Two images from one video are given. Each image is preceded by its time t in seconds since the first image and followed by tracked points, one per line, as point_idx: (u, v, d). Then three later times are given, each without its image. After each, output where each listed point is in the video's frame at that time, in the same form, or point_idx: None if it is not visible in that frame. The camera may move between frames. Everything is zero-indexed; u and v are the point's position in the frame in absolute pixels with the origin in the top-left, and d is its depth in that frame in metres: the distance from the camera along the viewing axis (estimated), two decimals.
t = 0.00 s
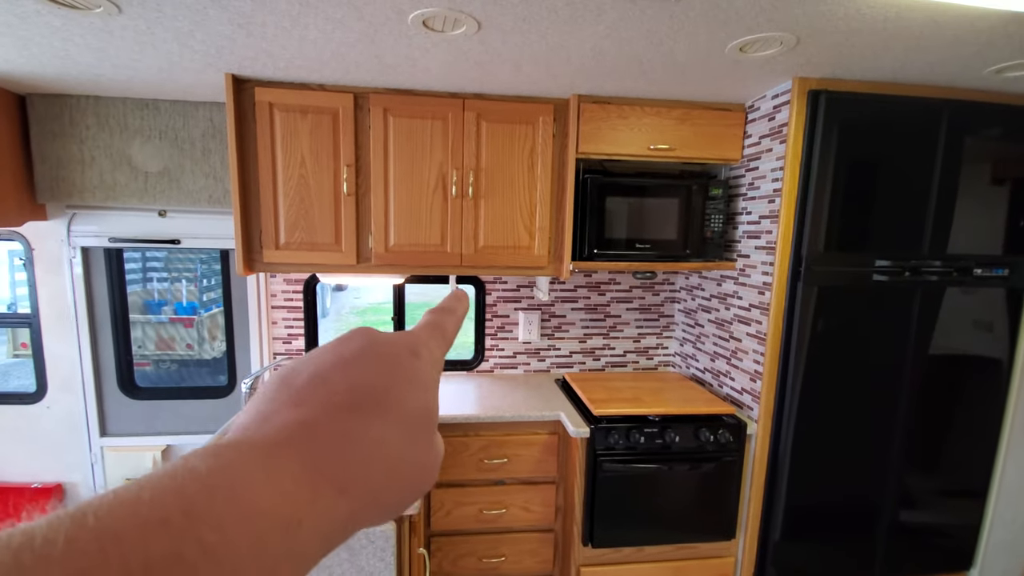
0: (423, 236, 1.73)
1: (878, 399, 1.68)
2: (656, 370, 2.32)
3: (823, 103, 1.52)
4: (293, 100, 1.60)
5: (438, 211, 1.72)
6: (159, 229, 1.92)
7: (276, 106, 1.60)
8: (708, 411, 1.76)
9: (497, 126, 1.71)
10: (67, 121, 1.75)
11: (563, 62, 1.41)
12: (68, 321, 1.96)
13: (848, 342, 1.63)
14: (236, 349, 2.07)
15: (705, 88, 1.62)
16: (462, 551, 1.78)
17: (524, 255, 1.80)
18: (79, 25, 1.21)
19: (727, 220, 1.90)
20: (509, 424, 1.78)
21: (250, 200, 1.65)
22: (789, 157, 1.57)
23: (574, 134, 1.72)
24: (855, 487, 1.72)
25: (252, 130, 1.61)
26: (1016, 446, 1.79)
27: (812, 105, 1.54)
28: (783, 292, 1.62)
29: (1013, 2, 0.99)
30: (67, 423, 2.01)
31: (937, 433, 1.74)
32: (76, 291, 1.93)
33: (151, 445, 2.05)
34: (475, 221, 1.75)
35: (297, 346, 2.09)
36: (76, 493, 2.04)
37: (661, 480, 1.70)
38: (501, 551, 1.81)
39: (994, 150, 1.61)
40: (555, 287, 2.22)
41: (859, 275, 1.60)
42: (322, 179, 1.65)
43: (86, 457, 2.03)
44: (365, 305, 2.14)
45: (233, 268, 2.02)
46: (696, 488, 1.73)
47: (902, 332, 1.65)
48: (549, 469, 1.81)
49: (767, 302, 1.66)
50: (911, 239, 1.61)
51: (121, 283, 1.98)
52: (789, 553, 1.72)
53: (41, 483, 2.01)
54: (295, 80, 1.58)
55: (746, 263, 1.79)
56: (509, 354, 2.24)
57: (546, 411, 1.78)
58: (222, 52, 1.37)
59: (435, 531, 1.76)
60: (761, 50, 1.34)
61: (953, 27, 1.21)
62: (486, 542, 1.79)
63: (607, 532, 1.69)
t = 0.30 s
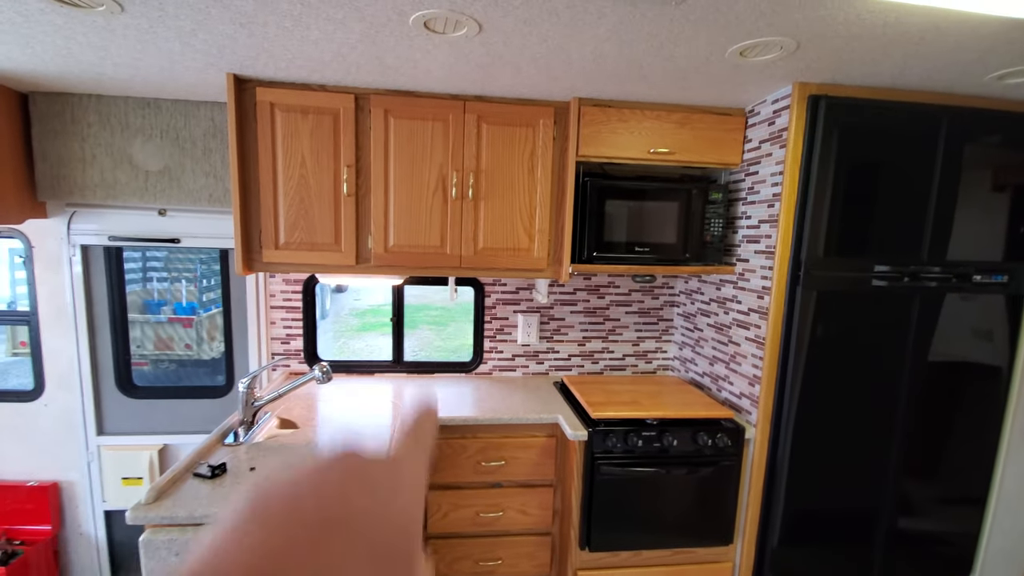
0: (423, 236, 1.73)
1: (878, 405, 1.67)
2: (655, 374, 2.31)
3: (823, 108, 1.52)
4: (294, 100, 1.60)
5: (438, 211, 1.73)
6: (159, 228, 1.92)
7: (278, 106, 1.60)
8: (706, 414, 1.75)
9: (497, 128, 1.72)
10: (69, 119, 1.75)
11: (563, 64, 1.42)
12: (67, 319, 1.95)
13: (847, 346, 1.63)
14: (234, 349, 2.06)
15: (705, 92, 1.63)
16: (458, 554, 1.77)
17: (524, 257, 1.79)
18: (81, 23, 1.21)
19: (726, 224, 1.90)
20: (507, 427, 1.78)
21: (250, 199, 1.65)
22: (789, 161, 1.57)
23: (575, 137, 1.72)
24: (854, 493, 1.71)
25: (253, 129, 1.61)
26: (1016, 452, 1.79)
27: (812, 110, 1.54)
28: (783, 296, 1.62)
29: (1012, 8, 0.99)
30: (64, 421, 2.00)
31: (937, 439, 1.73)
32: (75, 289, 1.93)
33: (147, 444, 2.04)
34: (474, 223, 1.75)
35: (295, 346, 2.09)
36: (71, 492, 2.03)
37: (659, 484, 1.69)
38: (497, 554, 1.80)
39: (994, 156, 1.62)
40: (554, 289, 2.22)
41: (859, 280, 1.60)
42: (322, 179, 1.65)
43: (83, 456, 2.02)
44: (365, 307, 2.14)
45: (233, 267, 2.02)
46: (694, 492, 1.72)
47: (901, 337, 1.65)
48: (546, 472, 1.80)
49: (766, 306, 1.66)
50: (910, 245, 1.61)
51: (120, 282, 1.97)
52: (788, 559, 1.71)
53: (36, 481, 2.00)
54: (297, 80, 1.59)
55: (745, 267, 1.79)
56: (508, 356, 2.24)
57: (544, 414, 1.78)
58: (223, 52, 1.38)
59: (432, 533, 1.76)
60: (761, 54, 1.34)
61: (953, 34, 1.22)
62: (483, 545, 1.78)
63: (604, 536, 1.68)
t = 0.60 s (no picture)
0: (421, 238, 1.72)
1: (878, 409, 1.66)
2: (654, 377, 2.30)
3: (824, 111, 1.52)
4: (293, 100, 1.60)
5: (437, 213, 1.72)
6: (158, 228, 1.92)
7: (277, 106, 1.60)
8: (706, 418, 1.74)
9: (497, 129, 1.71)
10: (68, 118, 1.75)
11: (563, 66, 1.41)
12: (64, 318, 1.94)
13: (848, 350, 1.62)
14: (232, 349, 2.06)
15: (706, 94, 1.62)
16: (455, 557, 1.76)
17: (523, 259, 1.79)
18: (78, 22, 1.21)
19: (727, 227, 1.89)
20: (505, 429, 1.77)
21: (248, 199, 1.64)
22: (790, 164, 1.57)
23: (575, 138, 1.72)
24: (854, 498, 1.69)
25: (252, 129, 1.61)
26: (1016, 458, 1.77)
27: (813, 113, 1.54)
28: (783, 300, 1.61)
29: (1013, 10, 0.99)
30: (60, 422, 1.99)
31: (937, 444, 1.72)
32: (72, 289, 1.92)
33: (143, 445, 2.03)
34: (473, 224, 1.74)
35: (293, 347, 2.09)
36: (66, 492, 2.02)
37: (657, 488, 1.68)
38: (494, 558, 1.79)
39: (994, 160, 1.61)
40: (553, 291, 2.21)
41: (859, 284, 1.59)
42: (321, 180, 1.65)
43: (78, 456, 2.01)
44: (365, 308, 2.13)
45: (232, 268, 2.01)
46: (693, 497, 1.71)
47: (901, 341, 1.64)
48: (544, 475, 1.79)
49: (766, 309, 1.65)
50: (911, 249, 1.60)
51: (118, 282, 1.97)
52: (787, 565, 1.69)
53: (31, 482, 1.99)
54: (296, 81, 1.59)
55: (745, 270, 1.78)
56: (507, 358, 2.23)
57: (543, 417, 1.77)
58: (222, 51, 1.37)
59: (428, 536, 1.74)
60: (761, 56, 1.34)
61: (954, 37, 1.21)
62: (480, 549, 1.77)
63: (602, 540, 1.67)
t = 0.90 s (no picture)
0: (426, 236, 1.70)
1: (890, 417, 1.62)
2: (660, 380, 2.27)
3: (838, 111, 1.49)
4: (298, 96, 1.58)
5: (442, 211, 1.70)
6: (160, 224, 1.90)
7: (281, 102, 1.58)
8: (714, 423, 1.71)
9: (504, 127, 1.69)
10: (71, 112, 1.73)
11: (573, 62, 1.39)
12: (64, 314, 1.92)
13: (860, 356, 1.58)
14: (233, 348, 2.03)
15: (717, 93, 1.60)
16: (456, 562, 1.73)
17: (529, 259, 1.76)
18: (81, 13, 1.19)
19: (737, 229, 1.86)
20: (509, 432, 1.74)
21: (251, 195, 1.62)
22: (802, 165, 1.54)
23: (583, 137, 1.69)
24: (865, 508, 1.65)
25: (256, 124, 1.59)
26: None
27: (826, 113, 1.51)
28: (794, 303, 1.58)
29: None
30: (59, 419, 1.97)
31: (950, 453, 1.68)
32: (73, 284, 1.90)
33: (142, 443, 2.00)
34: (479, 223, 1.72)
35: (295, 346, 2.06)
36: (64, 490, 1.99)
37: (664, 494, 1.65)
38: (496, 563, 1.75)
39: (1010, 164, 1.58)
40: (559, 293, 2.19)
41: (872, 288, 1.56)
42: (325, 177, 1.63)
43: (76, 454, 1.99)
44: (367, 309, 2.11)
45: (235, 265, 1.99)
46: (700, 503, 1.67)
47: (915, 347, 1.60)
48: (548, 479, 1.76)
49: (777, 312, 1.62)
50: (925, 253, 1.57)
51: (120, 279, 1.95)
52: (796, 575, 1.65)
53: (28, 480, 1.96)
54: (301, 76, 1.57)
55: (755, 273, 1.74)
56: (511, 360, 2.20)
57: (547, 420, 1.73)
58: (226, 44, 1.35)
59: (430, 539, 1.71)
60: (775, 54, 1.31)
61: (974, 36, 1.18)
62: (482, 553, 1.74)
63: (607, 546, 1.63)
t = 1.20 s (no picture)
0: (436, 226, 1.67)
1: (910, 416, 1.58)
2: (671, 376, 2.25)
3: (860, 101, 1.45)
4: (309, 82, 1.56)
5: (454, 200, 1.67)
6: (168, 212, 1.88)
7: (292, 88, 1.55)
8: (727, 419, 1.68)
9: (517, 116, 1.66)
10: (80, 98, 1.71)
11: (590, 48, 1.36)
12: (72, 302, 1.91)
13: (878, 352, 1.55)
14: (240, 338, 2.01)
15: (736, 82, 1.56)
16: (464, 556, 1.71)
17: (541, 251, 1.73)
18: None
19: (752, 222, 1.83)
20: (519, 425, 1.71)
21: (261, 182, 1.60)
22: (822, 156, 1.50)
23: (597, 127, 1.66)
24: (883, 509, 1.61)
25: (266, 110, 1.56)
26: None
27: (848, 103, 1.47)
28: (811, 297, 1.55)
29: None
30: (65, 408, 1.96)
31: (973, 455, 1.62)
32: (81, 273, 1.89)
33: (149, 432, 1.99)
34: (490, 214, 1.69)
35: (302, 337, 2.05)
36: (69, 479, 1.98)
37: (675, 490, 1.62)
38: (504, 558, 1.73)
39: None
40: (569, 286, 2.17)
41: (891, 283, 1.52)
42: (335, 165, 1.60)
43: (82, 443, 1.98)
44: (372, 305, 2.09)
45: (242, 256, 1.97)
46: (712, 500, 1.64)
47: (936, 345, 1.56)
48: (558, 473, 1.73)
49: (794, 307, 1.59)
50: (949, 247, 1.52)
51: (127, 268, 1.93)
52: None
53: (34, 469, 1.95)
54: (313, 61, 1.54)
55: (771, 267, 1.71)
56: (520, 354, 2.18)
57: (558, 414, 1.71)
58: (238, 27, 1.33)
59: (438, 533, 1.69)
60: (799, 41, 1.27)
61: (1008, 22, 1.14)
62: (490, 548, 1.72)
63: (617, 543, 1.61)
